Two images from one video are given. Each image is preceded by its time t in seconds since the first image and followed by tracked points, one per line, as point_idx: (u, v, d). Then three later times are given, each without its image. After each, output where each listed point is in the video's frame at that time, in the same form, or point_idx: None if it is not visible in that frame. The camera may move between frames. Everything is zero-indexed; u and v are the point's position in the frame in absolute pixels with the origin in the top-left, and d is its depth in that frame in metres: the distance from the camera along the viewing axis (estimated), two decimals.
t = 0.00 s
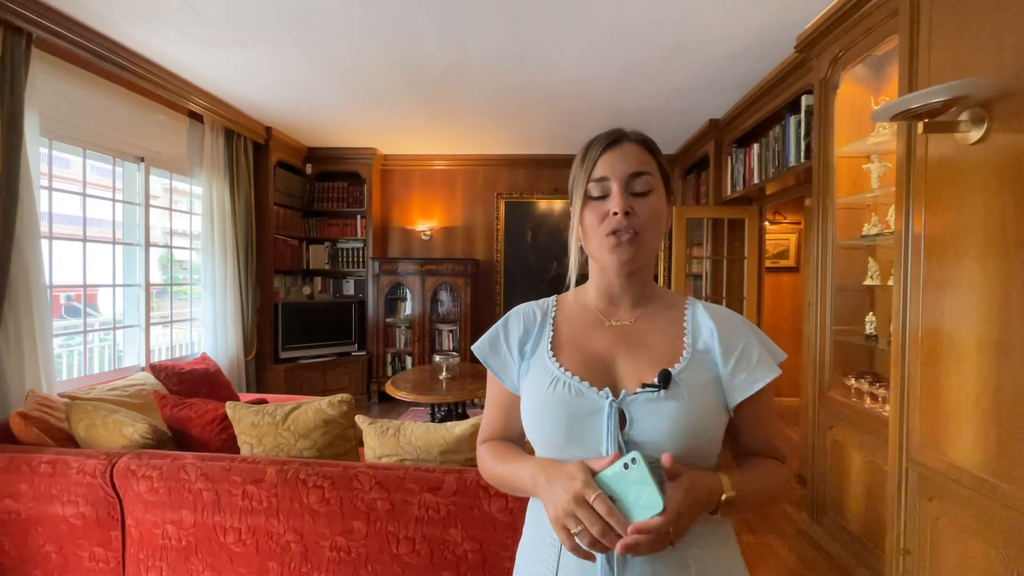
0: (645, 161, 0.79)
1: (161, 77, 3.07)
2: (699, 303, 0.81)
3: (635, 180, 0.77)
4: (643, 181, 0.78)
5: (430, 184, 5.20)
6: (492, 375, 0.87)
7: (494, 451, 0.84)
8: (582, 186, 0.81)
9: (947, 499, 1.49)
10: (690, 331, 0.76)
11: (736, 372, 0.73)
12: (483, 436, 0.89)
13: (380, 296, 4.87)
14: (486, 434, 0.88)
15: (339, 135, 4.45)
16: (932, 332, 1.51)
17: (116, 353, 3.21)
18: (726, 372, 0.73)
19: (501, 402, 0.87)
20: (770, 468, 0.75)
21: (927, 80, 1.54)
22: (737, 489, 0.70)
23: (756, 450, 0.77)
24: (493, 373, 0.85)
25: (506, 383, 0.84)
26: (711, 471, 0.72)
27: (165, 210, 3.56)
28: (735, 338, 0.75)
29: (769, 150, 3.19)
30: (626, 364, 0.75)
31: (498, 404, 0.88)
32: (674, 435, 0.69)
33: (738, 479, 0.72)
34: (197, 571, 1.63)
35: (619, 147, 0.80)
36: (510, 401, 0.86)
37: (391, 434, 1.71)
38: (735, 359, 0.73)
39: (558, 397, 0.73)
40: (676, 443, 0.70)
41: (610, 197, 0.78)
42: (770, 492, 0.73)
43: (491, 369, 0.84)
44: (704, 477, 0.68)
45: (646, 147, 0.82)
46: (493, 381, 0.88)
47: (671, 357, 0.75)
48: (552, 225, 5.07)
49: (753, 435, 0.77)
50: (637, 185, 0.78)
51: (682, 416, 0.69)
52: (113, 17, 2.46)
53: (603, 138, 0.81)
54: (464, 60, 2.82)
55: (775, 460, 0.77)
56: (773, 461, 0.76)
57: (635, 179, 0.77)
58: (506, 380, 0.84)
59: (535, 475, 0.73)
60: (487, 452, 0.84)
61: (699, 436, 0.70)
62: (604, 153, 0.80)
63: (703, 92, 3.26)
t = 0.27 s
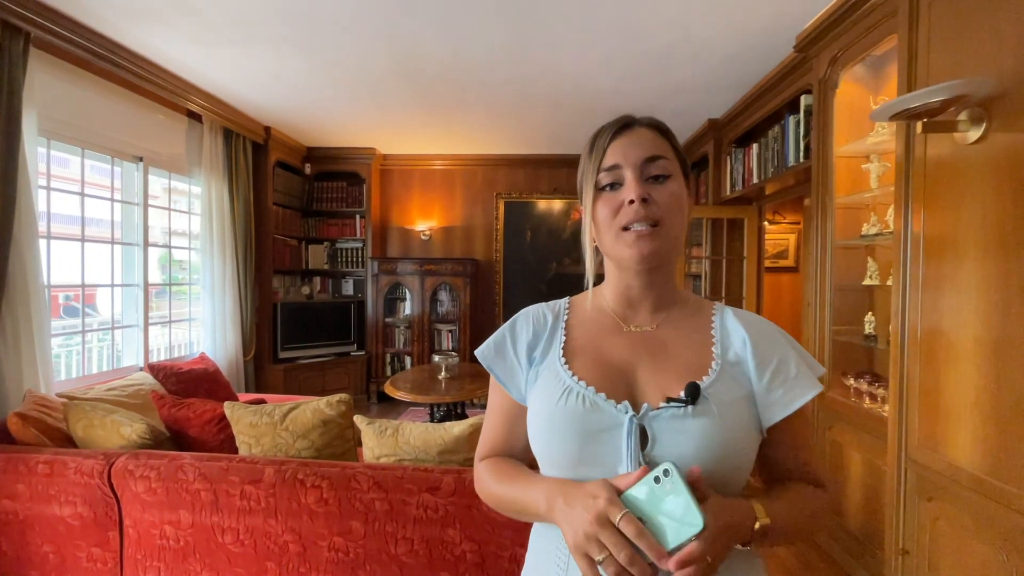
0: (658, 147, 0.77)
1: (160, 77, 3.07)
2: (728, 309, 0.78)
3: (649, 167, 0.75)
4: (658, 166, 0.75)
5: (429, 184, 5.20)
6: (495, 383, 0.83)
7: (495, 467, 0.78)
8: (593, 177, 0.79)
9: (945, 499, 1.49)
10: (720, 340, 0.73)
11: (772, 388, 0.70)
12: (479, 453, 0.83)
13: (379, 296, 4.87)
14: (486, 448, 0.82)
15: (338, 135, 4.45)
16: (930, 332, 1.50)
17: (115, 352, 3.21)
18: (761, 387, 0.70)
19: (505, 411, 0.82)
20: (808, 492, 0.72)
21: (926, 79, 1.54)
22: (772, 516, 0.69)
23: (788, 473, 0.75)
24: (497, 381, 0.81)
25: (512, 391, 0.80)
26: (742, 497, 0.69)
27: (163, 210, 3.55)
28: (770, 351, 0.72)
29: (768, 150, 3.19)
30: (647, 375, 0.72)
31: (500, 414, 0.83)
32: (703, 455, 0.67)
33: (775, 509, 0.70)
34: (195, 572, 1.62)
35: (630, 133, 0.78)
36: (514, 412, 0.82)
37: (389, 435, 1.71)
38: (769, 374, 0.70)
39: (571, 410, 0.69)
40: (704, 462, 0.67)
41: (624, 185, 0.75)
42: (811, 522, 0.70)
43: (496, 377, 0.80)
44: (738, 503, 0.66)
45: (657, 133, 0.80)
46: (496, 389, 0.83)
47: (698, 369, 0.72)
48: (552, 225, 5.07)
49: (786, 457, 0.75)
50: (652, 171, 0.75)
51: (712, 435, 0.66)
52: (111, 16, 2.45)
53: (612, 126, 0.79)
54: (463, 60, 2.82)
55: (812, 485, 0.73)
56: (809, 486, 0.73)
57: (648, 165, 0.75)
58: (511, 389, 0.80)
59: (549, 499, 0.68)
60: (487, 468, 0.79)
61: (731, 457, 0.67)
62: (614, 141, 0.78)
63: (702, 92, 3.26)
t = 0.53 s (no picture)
0: (669, 133, 0.76)
1: (158, 77, 3.06)
2: (750, 313, 0.75)
3: (657, 152, 0.74)
4: (668, 151, 0.74)
5: (428, 184, 5.20)
6: (499, 389, 0.83)
7: (496, 473, 0.77)
8: (599, 164, 0.78)
9: (942, 499, 1.49)
10: (736, 351, 0.70)
11: (792, 404, 0.66)
12: (480, 459, 0.83)
13: (379, 296, 4.87)
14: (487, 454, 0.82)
15: (337, 135, 4.44)
16: (928, 333, 1.51)
17: (114, 353, 3.21)
18: (780, 403, 0.66)
19: (509, 420, 0.82)
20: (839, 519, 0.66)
21: (923, 81, 1.55)
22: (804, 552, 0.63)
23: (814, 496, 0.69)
24: (501, 388, 0.81)
25: (515, 397, 0.80)
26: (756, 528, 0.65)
27: (162, 210, 3.55)
28: (792, 362, 0.68)
29: (767, 150, 3.19)
30: (656, 390, 0.70)
31: (504, 421, 0.82)
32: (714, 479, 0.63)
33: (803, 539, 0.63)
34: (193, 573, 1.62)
35: (638, 119, 0.77)
36: (519, 418, 0.82)
37: (388, 435, 1.71)
38: (790, 389, 0.66)
39: (573, 424, 0.69)
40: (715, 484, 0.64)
41: (631, 171, 0.74)
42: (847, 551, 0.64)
43: (500, 384, 0.80)
44: (754, 529, 0.61)
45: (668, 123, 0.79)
46: (500, 396, 0.83)
47: (711, 384, 0.69)
48: (551, 225, 5.07)
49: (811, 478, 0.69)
50: (661, 156, 0.74)
51: (723, 456, 0.63)
52: (110, 16, 2.45)
53: (620, 112, 0.79)
54: (462, 60, 2.81)
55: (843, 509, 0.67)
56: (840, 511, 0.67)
57: (656, 150, 0.74)
58: (515, 396, 0.80)
59: (544, 505, 0.66)
60: (488, 474, 0.78)
61: (745, 478, 0.64)
62: (620, 128, 0.77)
63: (701, 92, 3.26)
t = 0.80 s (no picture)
0: (678, 141, 0.74)
1: (158, 77, 3.06)
2: (754, 315, 0.75)
3: (666, 164, 0.72)
4: (677, 164, 0.72)
5: (428, 184, 5.20)
6: (498, 397, 0.82)
7: (500, 486, 0.77)
8: (603, 171, 0.75)
9: (942, 500, 1.49)
10: (741, 354, 0.70)
11: (800, 408, 0.66)
12: (485, 470, 0.83)
13: (378, 296, 4.87)
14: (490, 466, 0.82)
15: (337, 135, 4.44)
16: (927, 334, 1.51)
17: (113, 353, 3.20)
18: (788, 407, 0.66)
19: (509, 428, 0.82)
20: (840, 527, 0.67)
21: (922, 82, 1.55)
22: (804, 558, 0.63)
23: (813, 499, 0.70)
24: (500, 395, 0.81)
25: (514, 404, 0.80)
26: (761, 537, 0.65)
27: (161, 210, 3.55)
28: (798, 365, 0.68)
29: (767, 150, 3.19)
30: (660, 394, 0.70)
31: (504, 430, 0.82)
32: (721, 485, 0.63)
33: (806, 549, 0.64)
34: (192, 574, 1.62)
35: (648, 123, 0.74)
36: (519, 426, 0.81)
37: (387, 436, 1.71)
38: (798, 393, 0.66)
39: (576, 430, 0.68)
40: (722, 490, 0.63)
41: (637, 184, 0.73)
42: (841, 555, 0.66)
43: (499, 391, 0.80)
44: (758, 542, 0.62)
45: (678, 123, 0.76)
46: (499, 404, 0.83)
47: (717, 387, 0.69)
48: (551, 225, 5.07)
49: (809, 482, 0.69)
50: (669, 169, 0.72)
51: (731, 462, 0.63)
52: (109, 16, 2.44)
53: (628, 112, 0.75)
54: (462, 60, 2.81)
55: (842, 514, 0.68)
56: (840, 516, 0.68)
57: (664, 162, 0.72)
58: (514, 403, 0.80)
59: (549, 525, 0.67)
60: (491, 486, 0.78)
61: (755, 484, 0.64)
62: (628, 131, 0.74)
63: (700, 93, 3.26)
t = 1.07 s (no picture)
0: (682, 137, 0.74)
1: (157, 77, 3.06)
2: (758, 317, 0.75)
3: (669, 159, 0.72)
4: (680, 160, 0.72)
5: (428, 184, 5.19)
6: (493, 401, 0.82)
7: (493, 495, 0.77)
8: (606, 166, 0.75)
9: (941, 499, 1.49)
10: (744, 359, 0.70)
11: (804, 414, 0.66)
12: (474, 476, 0.83)
13: (378, 296, 4.88)
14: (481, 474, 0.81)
15: (336, 135, 4.44)
16: (926, 334, 1.51)
17: (112, 353, 3.20)
18: (792, 414, 0.66)
19: (505, 433, 0.82)
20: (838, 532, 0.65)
21: (920, 82, 1.55)
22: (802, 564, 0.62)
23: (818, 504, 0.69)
24: (495, 399, 0.80)
25: (510, 410, 0.79)
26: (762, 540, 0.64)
27: (161, 210, 3.55)
28: (802, 371, 0.68)
29: (766, 150, 3.19)
30: (659, 400, 0.69)
31: (499, 437, 0.82)
32: (723, 494, 0.63)
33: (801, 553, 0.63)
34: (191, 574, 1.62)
35: (651, 118, 0.74)
36: (514, 431, 0.81)
37: (387, 436, 1.71)
38: (801, 399, 0.66)
39: (574, 437, 0.68)
40: (726, 499, 0.63)
41: (640, 178, 0.72)
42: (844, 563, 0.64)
43: (495, 396, 0.80)
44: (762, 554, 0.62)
45: (681, 121, 0.76)
46: (493, 408, 0.83)
47: (719, 393, 0.68)
48: (550, 225, 5.07)
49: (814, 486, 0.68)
50: (673, 164, 0.72)
51: (733, 470, 0.63)
52: (108, 16, 2.44)
53: (631, 107, 0.75)
54: (462, 60, 2.81)
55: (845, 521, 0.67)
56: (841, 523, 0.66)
57: (668, 158, 0.72)
58: (509, 407, 0.79)
59: (553, 541, 0.66)
60: (483, 493, 0.78)
61: (758, 494, 0.64)
62: (632, 125, 0.74)
63: (700, 92, 3.26)
